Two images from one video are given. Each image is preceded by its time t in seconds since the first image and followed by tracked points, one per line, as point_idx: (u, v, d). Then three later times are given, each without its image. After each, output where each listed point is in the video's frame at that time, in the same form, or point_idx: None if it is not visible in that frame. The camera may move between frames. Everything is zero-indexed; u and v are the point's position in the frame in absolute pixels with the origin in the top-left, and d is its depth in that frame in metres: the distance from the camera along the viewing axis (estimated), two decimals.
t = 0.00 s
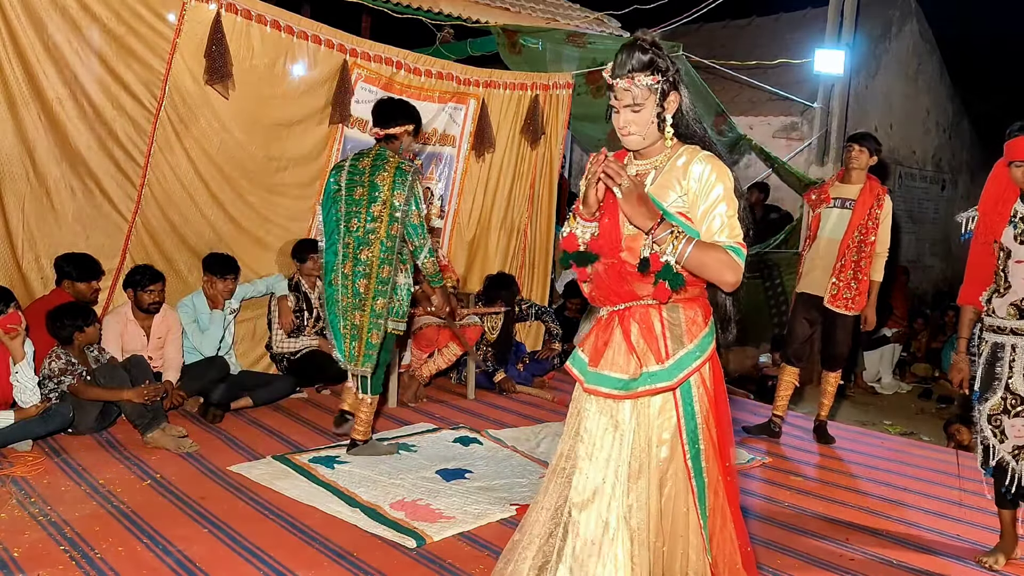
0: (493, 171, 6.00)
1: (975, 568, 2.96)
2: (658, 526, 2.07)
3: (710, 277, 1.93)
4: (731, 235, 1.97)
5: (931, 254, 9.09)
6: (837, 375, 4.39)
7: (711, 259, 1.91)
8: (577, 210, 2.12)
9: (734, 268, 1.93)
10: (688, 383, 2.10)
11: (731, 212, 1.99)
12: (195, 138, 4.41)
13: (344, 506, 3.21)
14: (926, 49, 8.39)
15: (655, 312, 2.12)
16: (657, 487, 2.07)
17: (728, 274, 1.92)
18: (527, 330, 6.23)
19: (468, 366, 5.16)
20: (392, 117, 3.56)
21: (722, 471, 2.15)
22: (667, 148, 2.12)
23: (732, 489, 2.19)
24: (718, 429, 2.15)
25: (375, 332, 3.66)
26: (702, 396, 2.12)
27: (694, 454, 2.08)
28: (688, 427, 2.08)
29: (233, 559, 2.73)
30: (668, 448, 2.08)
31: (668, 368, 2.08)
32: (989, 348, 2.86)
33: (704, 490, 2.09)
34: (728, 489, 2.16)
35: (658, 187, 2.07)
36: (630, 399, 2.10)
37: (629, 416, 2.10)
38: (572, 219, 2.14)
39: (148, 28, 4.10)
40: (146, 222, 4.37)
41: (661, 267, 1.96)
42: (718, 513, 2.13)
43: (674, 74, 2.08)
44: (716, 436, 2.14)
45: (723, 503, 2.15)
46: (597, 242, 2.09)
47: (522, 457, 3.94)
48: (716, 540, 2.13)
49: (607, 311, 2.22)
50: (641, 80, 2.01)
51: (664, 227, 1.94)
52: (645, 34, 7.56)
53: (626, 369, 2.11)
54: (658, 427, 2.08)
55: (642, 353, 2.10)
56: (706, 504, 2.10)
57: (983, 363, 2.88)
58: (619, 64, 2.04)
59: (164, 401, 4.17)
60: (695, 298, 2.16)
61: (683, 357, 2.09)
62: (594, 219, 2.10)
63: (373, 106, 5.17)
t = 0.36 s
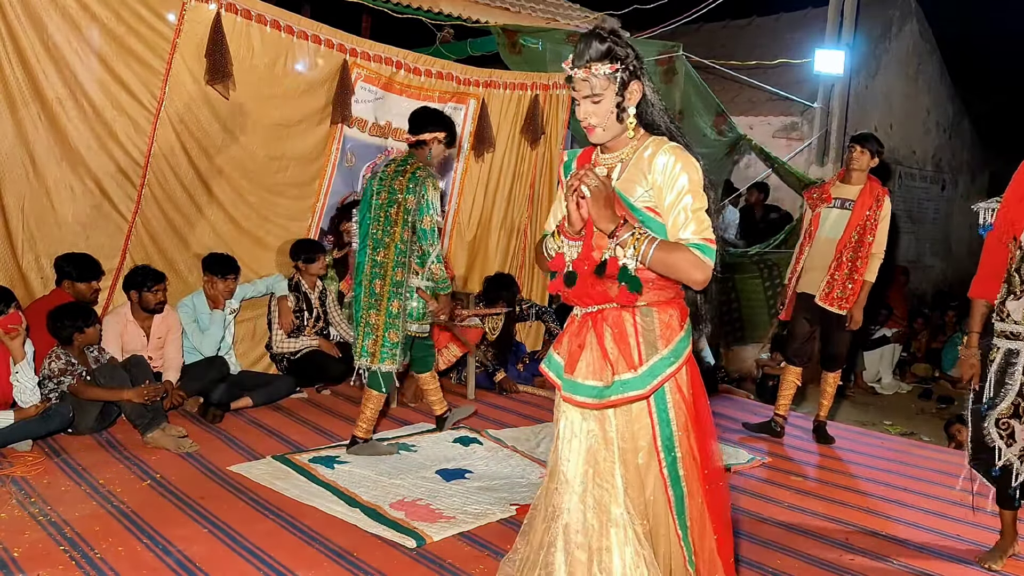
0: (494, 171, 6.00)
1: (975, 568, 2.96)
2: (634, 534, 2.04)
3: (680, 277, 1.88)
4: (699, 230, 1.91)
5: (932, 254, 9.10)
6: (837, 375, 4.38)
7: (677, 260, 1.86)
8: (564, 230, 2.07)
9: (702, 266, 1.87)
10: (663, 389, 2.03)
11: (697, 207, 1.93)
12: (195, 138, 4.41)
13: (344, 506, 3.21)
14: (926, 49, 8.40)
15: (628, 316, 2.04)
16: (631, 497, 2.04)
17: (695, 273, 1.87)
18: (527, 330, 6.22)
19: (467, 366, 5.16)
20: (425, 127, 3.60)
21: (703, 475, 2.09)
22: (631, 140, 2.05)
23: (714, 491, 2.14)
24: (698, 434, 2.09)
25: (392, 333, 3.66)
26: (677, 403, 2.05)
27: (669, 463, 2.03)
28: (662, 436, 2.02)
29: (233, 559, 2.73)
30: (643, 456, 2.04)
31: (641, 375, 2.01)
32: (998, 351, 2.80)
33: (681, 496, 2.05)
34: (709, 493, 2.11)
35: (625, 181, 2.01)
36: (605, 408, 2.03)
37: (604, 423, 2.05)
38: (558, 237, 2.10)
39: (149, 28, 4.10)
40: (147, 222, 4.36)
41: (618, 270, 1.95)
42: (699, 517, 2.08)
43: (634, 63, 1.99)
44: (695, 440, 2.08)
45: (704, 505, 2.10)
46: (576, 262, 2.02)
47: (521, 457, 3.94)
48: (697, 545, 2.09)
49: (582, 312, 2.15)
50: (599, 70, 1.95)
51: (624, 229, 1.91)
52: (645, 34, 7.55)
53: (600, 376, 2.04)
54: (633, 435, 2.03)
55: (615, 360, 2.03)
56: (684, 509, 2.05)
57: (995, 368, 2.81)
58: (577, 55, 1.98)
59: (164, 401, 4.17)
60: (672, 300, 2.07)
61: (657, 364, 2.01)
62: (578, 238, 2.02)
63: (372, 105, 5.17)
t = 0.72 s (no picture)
0: (494, 172, 5.99)
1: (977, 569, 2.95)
2: (602, 541, 2.04)
3: (637, 282, 1.86)
4: (657, 232, 1.85)
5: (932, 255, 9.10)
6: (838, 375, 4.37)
7: (627, 266, 1.84)
8: (536, 232, 2.15)
9: (658, 269, 1.84)
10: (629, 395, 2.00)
11: (655, 202, 1.87)
12: (194, 138, 4.40)
13: (344, 507, 3.20)
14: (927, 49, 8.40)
15: (598, 320, 2.03)
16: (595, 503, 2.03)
17: (651, 278, 1.84)
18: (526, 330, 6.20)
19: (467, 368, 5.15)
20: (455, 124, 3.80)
21: (679, 488, 2.04)
22: (596, 137, 2.01)
23: (696, 504, 2.08)
24: (672, 446, 2.04)
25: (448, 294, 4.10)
26: (647, 413, 2.01)
27: (637, 474, 2.00)
28: (629, 446, 2.00)
29: (232, 559, 2.73)
30: (611, 464, 2.02)
31: (606, 381, 1.99)
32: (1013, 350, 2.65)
33: (651, 509, 2.00)
34: (686, 507, 2.05)
35: (590, 182, 1.98)
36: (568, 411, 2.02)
37: (574, 427, 2.06)
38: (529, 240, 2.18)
39: (148, 28, 4.09)
40: (147, 224, 4.35)
41: (572, 273, 2.01)
42: (676, 530, 2.03)
43: (578, 63, 1.97)
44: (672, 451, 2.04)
45: (683, 518, 2.04)
46: (547, 264, 2.10)
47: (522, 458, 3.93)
48: (674, 561, 2.03)
49: (555, 314, 2.14)
50: (539, 77, 1.96)
51: (580, 232, 1.93)
52: (645, 34, 7.54)
53: (564, 380, 2.03)
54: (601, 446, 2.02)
55: (580, 363, 2.02)
56: (656, 524, 2.00)
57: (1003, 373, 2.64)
58: (523, 65, 2.01)
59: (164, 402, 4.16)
60: (645, 306, 2.04)
61: (623, 370, 1.99)
62: (551, 240, 2.11)
63: (372, 105, 5.16)
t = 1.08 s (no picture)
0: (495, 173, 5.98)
1: (978, 570, 2.93)
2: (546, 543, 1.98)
3: (592, 285, 1.86)
4: (618, 239, 1.84)
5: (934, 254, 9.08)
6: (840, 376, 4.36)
7: (582, 270, 1.84)
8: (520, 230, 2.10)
9: (612, 275, 1.84)
10: (586, 393, 1.97)
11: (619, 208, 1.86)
12: (194, 138, 4.39)
13: (343, 507, 3.19)
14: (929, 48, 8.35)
15: (563, 316, 2.01)
16: (546, 512, 1.98)
17: (604, 284, 1.84)
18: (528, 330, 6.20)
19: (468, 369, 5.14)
20: (469, 121, 4.12)
21: (633, 501, 1.98)
22: (571, 132, 1.98)
23: (654, 515, 2.01)
24: (630, 453, 1.98)
25: (468, 288, 4.35)
26: (603, 414, 1.97)
27: (587, 477, 1.95)
28: (581, 446, 1.96)
29: (231, 560, 2.72)
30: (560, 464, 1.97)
31: (563, 374, 1.97)
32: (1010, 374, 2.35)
33: (601, 521, 1.95)
34: (642, 517, 1.99)
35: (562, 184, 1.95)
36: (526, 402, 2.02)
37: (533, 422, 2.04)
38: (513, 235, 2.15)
39: (147, 27, 4.08)
40: (146, 224, 4.35)
41: (539, 275, 2.03)
42: (630, 545, 1.97)
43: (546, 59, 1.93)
44: (631, 465, 1.98)
45: (639, 533, 1.98)
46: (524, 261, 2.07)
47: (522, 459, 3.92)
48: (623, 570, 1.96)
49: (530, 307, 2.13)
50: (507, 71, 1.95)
51: (548, 232, 1.92)
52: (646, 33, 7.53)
53: (523, 370, 2.04)
54: (552, 449, 1.98)
55: (541, 355, 2.01)
56: (608, 538, 1.95)
57: (1003, 388, 2.35)
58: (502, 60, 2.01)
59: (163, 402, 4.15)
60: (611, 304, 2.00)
61: (583, 365, 1.96)
62: (531, 237, 2.05)
63: (372, 104, 5.15)
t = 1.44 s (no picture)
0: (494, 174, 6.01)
1: (975, 568, 2.96)
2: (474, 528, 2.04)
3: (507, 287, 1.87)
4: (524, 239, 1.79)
5: (931, 255, 9.11)
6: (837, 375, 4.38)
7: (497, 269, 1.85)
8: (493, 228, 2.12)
9: (517, 276, 1.80)
10: (514, 390, 1.95)
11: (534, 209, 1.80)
12: (195, 138, 4.41)
13: (344, 506, 3.21)
14: (926, 49, 8.38)
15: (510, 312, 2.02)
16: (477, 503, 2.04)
17: (513, 283, 1.82)
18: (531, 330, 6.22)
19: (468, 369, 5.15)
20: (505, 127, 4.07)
21: (550, 511, 1.92)
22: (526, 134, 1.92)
23: (575, 531, 1.93)
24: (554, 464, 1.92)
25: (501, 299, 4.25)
26: (525, 416, 1.93)
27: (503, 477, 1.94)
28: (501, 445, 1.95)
29: (233, 558, 2.73)
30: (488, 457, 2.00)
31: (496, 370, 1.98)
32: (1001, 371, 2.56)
33: (511, 522, 1.93)
34: (558, 528, 1.92)
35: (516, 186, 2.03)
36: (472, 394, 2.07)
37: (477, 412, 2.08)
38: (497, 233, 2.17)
39: (149, 29, 4.09)
40: (147, 224, 4.37)
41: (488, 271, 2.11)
42: (542, 555, 1.93)
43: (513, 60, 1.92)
44: (554, 475, 1.92)
45: (555, 544, 1.93)
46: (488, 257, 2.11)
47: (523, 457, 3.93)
48: None
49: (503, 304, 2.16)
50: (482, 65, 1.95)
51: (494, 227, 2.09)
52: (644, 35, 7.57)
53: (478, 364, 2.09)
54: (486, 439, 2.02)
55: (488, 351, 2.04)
56: (517, 543, 1.93)
57: (982, 393, 2.63)
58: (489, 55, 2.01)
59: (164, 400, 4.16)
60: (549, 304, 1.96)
61: (513, 362, 1.95)
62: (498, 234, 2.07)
63: (372, 105, 5.17)
